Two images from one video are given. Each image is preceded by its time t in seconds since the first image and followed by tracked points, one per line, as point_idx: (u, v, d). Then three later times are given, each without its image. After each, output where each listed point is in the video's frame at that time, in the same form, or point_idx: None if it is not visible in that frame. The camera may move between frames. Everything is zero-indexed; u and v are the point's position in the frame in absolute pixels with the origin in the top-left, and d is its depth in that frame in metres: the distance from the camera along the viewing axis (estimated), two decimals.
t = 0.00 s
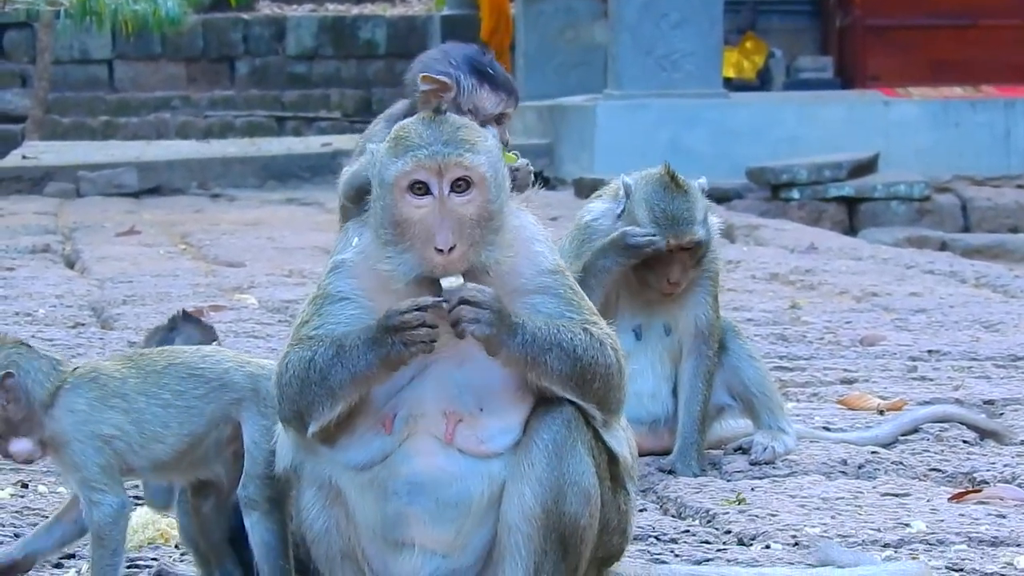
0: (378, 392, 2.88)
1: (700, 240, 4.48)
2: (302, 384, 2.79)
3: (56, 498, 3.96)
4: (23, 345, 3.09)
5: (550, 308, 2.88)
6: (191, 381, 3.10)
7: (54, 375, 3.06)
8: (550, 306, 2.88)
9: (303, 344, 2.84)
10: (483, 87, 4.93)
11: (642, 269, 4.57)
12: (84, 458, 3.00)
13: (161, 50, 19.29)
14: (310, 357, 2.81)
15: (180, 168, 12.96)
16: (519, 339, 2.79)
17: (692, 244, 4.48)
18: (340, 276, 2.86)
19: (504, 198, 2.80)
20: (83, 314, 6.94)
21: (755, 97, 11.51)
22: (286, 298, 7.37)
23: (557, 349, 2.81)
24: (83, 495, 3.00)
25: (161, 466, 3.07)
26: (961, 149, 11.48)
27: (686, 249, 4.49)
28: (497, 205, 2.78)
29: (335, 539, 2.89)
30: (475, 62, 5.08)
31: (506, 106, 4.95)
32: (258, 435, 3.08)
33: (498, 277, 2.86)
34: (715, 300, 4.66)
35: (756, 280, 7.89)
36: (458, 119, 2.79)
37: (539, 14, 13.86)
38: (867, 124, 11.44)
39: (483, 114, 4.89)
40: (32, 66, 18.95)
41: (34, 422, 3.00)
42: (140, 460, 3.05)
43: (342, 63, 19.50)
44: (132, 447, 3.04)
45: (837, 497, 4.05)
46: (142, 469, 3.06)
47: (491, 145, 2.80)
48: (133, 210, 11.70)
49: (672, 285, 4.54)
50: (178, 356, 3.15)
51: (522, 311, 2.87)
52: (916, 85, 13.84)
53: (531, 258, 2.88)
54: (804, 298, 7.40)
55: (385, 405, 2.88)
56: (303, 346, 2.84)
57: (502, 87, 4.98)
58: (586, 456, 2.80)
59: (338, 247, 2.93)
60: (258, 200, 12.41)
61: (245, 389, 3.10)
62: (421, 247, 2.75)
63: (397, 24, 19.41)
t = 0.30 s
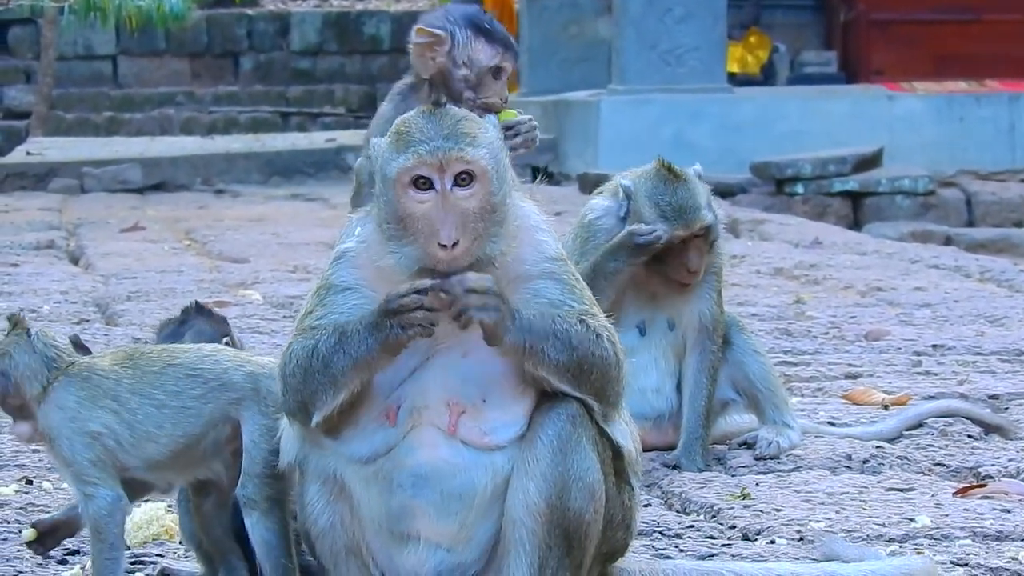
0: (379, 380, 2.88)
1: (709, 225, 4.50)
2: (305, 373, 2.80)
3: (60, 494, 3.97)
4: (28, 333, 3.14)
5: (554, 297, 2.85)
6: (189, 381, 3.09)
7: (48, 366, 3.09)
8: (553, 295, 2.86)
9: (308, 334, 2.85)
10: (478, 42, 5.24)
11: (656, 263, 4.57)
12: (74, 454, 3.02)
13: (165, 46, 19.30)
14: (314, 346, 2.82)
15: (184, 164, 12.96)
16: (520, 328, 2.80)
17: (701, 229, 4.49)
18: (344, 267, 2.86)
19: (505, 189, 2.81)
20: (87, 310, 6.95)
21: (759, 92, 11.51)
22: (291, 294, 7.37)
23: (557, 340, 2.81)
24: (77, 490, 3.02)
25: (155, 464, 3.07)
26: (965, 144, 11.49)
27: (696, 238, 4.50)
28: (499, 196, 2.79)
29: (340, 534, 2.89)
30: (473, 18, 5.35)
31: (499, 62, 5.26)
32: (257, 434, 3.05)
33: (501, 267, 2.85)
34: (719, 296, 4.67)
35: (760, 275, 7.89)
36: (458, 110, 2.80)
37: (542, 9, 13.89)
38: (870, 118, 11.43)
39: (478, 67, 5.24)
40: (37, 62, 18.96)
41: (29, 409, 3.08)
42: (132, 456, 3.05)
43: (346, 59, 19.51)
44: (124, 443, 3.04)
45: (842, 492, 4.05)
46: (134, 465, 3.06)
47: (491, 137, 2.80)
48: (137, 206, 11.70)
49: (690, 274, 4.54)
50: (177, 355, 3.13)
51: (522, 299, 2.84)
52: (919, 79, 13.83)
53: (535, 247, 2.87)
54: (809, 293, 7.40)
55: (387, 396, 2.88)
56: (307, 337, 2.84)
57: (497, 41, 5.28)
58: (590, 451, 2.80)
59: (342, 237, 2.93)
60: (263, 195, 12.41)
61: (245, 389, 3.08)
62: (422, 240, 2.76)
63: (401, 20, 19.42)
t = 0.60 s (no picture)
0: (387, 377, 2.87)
1: (720, 214, 4.49)
2: (319, 377, 2.78)
3: (65, 488, 3.96)
4: (34, 325, 3.17)
5: (558, 289, 2.86)
6: (183, 370, 3.08)
7: (51, 355, 3.11)
8: (555, 287, 2.86)
9: (318, 337, 2.83)
10: (438, 20, 5.93)
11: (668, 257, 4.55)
12: (70, 446, 3.02)
13: (172, 39, 19.30)
14: (331, 355, 2.79)
15: (190, 157, 12.97)
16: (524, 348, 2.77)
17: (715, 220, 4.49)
18: (350, 264, 2.85)
19: (508, 186, 2.83)
20: (92, 303, 6.95)
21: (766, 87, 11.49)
22: (296, 288, 7.38)
23: (560, 344, 2.79)
24: (76, 482, 3.01)
25: (155, 452, 3.05)
26: (972, 140, 11.49)
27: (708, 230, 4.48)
28: (503, 193, 2.81)
29: (345, 529, 2.87)
30: None
31: (463, 31, 5.93)
32: (246, 423, 3.03)
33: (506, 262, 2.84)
34: (724, 291, 4.67)
35: (766, 271, 7.88)
36: (462, 107, 2.83)
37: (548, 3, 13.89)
38: (876, 114, 11.42)
39: (442, 43, 5.93)
40: (44, 55, 18.97)
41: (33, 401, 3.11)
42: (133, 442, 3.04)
43: (353, 52, 19.49)
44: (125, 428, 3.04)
45: (847, 489, 4.04)
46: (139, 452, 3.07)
47: (494, 134, 2.83)
48: (143, 199, 11.73)
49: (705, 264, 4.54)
50: (172, 344, 3.13)
51: (529, 296, 2.85)
52: (926, 75, 13.82)
53: (538, 242, 2.88)
54: (815, 289, 7.38)
55: (393, 393, 2.88)
56: (318, 340, 2.82)
57: (457, 13, 5.94)
58: (595, 448, 2.79)
59: (347, 234, 2.92)
60: (269, 189, 12.42)
61: (239, 375, 3.07)
62: (425, 238, 2.77)
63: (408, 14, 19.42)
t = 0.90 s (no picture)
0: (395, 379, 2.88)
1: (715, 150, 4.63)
2: (327, 384, 2.79)
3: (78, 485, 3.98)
4: (26, 306, 2.97)
5: (565, 288, 2.86)
6: (163, 379, 2.88)
7: (37, 339, 2.90)
8: (563, 285, 2.86)
9: (328, 343, 2.83)
10: (475, 37, 5.59)
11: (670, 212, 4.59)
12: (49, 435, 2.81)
13: (184, 35, 19.33)
14: (337, 362, 2.79)
15: (203, 153, 12.98)
16: (529, 350, 2.76)
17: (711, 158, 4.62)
18: (358, 268, 2.86)
19: (507, 198, 2.80)
20: (105, 300, 6.97)
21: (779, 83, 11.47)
22: (309, 284, 7.39)
23: (566, 349, 2.78)
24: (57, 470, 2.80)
25: (106, 455, 2.83)
26: (985, 136, 11.47)
27: (705, 168, 4.59)
28: (502, 206, 2.79)
29: (357, 526, 2.86)
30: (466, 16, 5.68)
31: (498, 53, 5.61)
32: (192, 448, 2.87)
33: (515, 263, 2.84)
34: (739, 287, 4.66)
35: (779, 267, 7.87)
36: (461, 116, 2.79)
37: None
38: (889, 110, 11.40)
39: (479, 61, 5.57)
40: (56, 50, 19.00)
41: (19, 383, 2.90)
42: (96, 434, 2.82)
43: (364, 48, 19.52)
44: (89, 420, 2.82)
45: (859, 487, 4.04)
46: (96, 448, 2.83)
47: (493, 144, 2.79)
48: (156, 195, 11.74)
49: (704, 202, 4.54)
50: (150, 349, 2.94)
51: (537, 295, 2.86)
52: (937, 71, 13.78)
53: (547, 241, 2.88)
54: (828, 286, 7.37)
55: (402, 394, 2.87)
56: (327, 347, 2.83)
57: (494, 34, 5.63)
58: (606, 445, 2.79)
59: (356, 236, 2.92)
60: (281, 184, 12.44)
61: (205, 402, 2.90)
62: (420, 252, 2.75)
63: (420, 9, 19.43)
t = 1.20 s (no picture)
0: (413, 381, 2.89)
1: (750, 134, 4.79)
2: (345, 388, 2.79)
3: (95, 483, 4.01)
4: (26, 258, 3.19)
5: (584, 288, 2.87)
6: (104, 364, 3.01)
7: (26, 288, 3.11)
8: (581, 286, 2.87)
9: (346, 346, 2.83)
10: (477, 45, 5.12)
11: (731, 196, 4.67)
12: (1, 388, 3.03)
13: (201, 33, 19.36)
14: (356, 365, 2.79)
15: (220, 151, 13.02)
16: (548, 353, 2.76)
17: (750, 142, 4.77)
18: (375, 271, 2.86)
19: (527, 205, 2.80)
20: (122, 297, 7.00)
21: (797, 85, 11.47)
22: (325, 283, 7.40)
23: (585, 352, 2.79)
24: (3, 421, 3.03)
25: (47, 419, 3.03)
26: (1003, 139, 11.46)
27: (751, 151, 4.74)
28: (523, 213, 2.79)
29: (374, 526, 2.87)
30: (463, 27, 5.22)
31: (501, 60, 5.13)
32: (115, 435, 2.99)
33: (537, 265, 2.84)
34: (755, 289, 4.67)
35: (795, 269, 7.87)
36: (482, 124, 2.79)
37: None
38: (905, 113, 11.40)
39: (484, 71, 5.09)
40: (74, 48, 19.08)
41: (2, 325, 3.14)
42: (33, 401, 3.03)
43: (382, 48, 19.51)
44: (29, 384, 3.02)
45: (876, 489, 4.04)
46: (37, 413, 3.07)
47: (512, 152, 2.79)
48: (172, 193, 11.78)
49: (764, 182, 4.70)
50: (111, 328, 3.07)
51: (556, 296, 2.86)
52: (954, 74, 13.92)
53: (567, 242, 2.89)
54: (844, 288, 7.36)
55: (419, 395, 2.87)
56: (345, 349, 2.83)
57: (496, 41, 5.16)
58: (625, 447, 2.80)
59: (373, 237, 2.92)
60: (297, 183, 12.46)
61: (140, 393, 3.01)
62: (439, 259, 2.76)
63: (437, 9, 19.45)
